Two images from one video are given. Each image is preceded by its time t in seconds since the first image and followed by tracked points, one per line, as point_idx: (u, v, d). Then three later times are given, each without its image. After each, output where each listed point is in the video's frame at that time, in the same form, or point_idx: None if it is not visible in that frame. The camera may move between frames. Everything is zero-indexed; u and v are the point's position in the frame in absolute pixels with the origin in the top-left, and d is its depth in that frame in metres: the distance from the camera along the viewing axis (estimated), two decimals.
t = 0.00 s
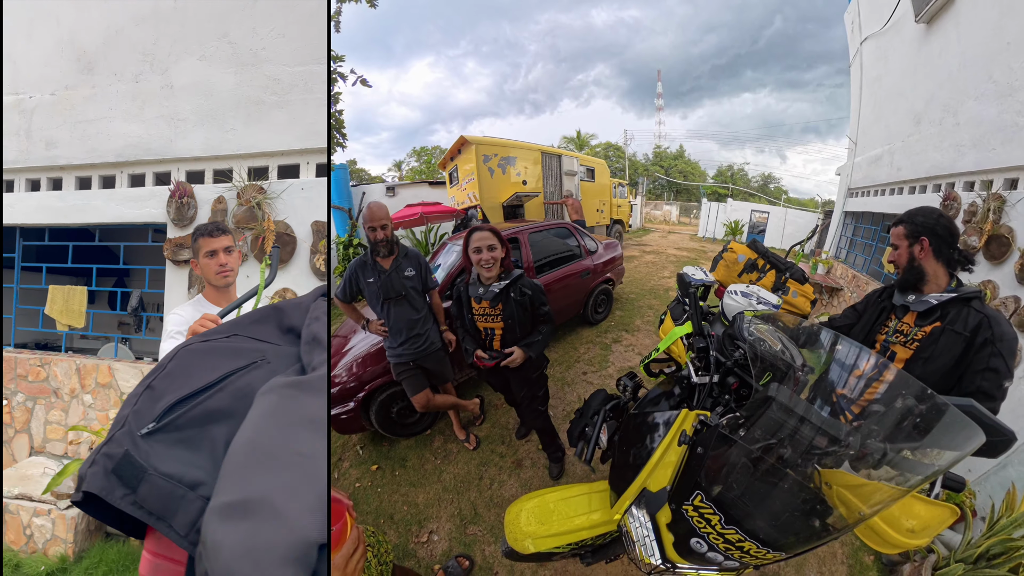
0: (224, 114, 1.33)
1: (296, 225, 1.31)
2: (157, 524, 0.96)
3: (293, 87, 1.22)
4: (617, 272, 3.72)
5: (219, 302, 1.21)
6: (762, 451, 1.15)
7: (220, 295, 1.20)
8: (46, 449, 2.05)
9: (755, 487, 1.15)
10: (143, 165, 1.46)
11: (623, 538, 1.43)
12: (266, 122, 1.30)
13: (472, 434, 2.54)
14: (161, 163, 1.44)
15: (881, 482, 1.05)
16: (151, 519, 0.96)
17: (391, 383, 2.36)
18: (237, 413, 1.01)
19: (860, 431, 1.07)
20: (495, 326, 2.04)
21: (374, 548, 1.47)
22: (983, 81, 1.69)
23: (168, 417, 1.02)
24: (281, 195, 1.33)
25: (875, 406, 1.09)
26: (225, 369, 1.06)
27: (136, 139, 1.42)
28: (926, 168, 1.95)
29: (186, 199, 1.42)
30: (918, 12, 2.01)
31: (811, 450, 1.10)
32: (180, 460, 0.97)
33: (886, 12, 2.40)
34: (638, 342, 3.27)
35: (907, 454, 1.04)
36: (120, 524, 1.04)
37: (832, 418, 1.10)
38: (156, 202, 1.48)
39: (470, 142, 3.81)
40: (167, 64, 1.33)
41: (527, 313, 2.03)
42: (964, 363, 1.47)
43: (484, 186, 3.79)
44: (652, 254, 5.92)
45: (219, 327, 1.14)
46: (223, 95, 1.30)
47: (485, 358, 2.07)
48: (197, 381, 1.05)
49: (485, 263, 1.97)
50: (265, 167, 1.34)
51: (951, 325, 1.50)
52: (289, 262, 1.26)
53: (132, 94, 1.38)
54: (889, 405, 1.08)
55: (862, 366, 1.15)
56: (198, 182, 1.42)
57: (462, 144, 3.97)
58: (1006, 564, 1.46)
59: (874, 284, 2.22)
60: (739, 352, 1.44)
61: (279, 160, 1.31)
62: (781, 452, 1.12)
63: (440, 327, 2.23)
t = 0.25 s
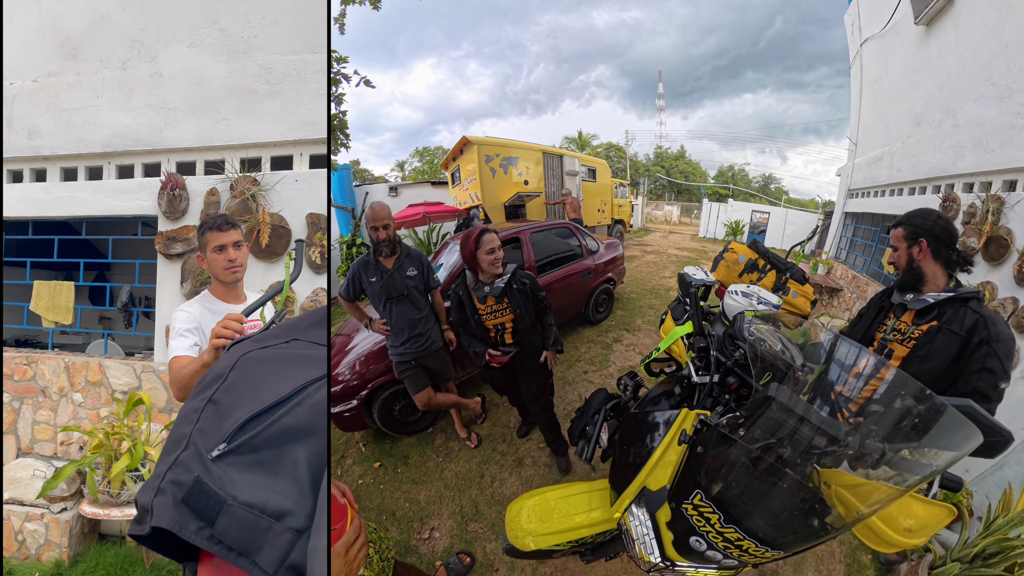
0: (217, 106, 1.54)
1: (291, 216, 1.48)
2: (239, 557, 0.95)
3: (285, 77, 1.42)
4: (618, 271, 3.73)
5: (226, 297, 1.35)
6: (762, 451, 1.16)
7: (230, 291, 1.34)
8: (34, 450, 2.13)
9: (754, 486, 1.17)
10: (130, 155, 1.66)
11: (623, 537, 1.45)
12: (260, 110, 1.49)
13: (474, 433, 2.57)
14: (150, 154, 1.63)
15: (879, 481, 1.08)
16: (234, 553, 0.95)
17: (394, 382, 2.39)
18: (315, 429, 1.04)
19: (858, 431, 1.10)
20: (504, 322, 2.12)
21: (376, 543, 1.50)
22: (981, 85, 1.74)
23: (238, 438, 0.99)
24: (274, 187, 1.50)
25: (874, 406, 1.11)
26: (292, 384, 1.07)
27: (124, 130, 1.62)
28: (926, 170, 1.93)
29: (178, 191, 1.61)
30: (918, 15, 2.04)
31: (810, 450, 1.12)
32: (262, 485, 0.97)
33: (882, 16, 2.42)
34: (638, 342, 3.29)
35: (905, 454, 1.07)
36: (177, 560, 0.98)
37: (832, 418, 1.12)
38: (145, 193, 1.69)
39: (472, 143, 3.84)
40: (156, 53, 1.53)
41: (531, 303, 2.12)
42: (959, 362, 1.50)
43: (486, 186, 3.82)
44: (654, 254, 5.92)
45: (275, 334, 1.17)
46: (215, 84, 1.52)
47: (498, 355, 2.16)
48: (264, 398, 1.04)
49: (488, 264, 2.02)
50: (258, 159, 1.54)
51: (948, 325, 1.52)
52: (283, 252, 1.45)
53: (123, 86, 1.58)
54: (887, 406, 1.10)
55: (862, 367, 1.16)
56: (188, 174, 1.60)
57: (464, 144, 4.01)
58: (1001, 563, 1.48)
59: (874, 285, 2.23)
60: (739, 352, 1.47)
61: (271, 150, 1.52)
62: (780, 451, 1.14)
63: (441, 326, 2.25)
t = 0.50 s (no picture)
0: (189, 88, 1.48)
1: (262, 208, 1.48)
2: None
3: (260, 63, 1.38)
4: (619, 271, 3.75)
5: (197, 290, 1.29)
6: (761, 450, 1.15)
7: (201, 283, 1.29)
8: None
9: (753, 485, 1.15)
10: (98, 138, 1.60)
11: (623, 534, 1.45)
12: (232, 98, 1.48)
13: (475, 431, 2.60)
14: (118, 137, 1.59)
15: (878, 481, 1.06)
16: None
17: (396, 380, 2.42)
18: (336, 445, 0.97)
19: (857, 431, 1.08)
20: (512, 316, 2.27)
21: (378, 539, 1.52)
22: (979, 87, 1.74)
23: (252, 458, 0.91)
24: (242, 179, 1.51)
25: (871, 407, 1.09)
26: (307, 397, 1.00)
27: (95, 111, 1.56)
28: (926, 171, 2.02)
29: (148, 177, 1.56)
30: (919, 16, 2.09)
31: (809, 450, 1.10)
32: (283, 515, 0.89)
33: (884, 15, 2.56)
34: (639, 342, 3.31)
35: (904, 454, 1.04)
36: None
37: (830, 418, 1.11)
38: (113, 178, 1.62)
39: (474, 143, 3.88)
40: (126, 31, 1.44)
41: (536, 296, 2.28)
42: (952, 359, 1.49)
43: (488, 186, 3.85)
44: (655, 254, 5.93)
45: (280, 339, 1.12)
46: (188, 68, 1.45)
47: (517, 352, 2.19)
48: (280, 412, 0.97)
49: (496, 261, 2.09)
50: (229, 147, 1.54)
51: (941, 321, 1.53)
52: (254, 245, 1.43)
53: (90, 64, 1.50)
54: (886, 406, 1.08)
55: (862, 368, 1.16)
56: (157, 160, 1.55)
57: (467, 144, 4.04)
58: (997, 562, 1.49)
59: (874, 286, 2.24)
60: (739, 352, 1.48)
61: (243, 139, 1.52)
62: (779, 451, 1.13)
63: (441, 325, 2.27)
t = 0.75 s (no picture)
0: (165, 77, 1.21)
1: (240, 206, 1.23)
2: None
3: (239, 55, 1.19)
4: (620, 271, 3.76)
5: (162, 292, 1.08)
6: (760, 450, 1.14)
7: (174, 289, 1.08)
8: None
9: (753, 484, 1.14)
10: (65, 126, 1.23)
11: (622, 533, 1.43)
12: (209, 91, 1.25)
13: (477, 429, 2.63)
14: (89, 127, 1.26)
15: (876, 481, 1.05)
16: None
17: (400, 377, 2.46)
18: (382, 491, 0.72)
19: (855, 431, 1.06)
20: (525, 312, 2.30)
21: (380, 536, 1.54)
22: (978, 88, 1.77)
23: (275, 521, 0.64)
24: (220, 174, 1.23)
25: (869, 407, 1.07)
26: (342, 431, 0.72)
27: (66, 100, 1.20)
28: (926, 172, 2.07)
29: (121, 170, 1.25)
30: (918, 18, 2.15)
31: (808, 449, 1.09)
32: None
33: (884, 17, 2.65)
34: (640, 341, 3.31)
35: (903, 455, 1.02)
36: None
37: (830, 418, 1.09)
38: (83, 169, 1.29)
39: (477, 143, 3.90)
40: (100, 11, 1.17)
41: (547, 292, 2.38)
42: (946, 355, 1.51)
43: (490, 186, 3.88)
44: (656, 254, 5.93)
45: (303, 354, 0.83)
46: (162, 57, 1.20)
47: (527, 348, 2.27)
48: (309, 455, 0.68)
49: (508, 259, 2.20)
50: (207, 142, 1.27)
51: (936, 318, 1.55)
52: (232, 245, 1.22)
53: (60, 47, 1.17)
54: (885, 406, 1.06)
55: (860, 369, 1.13)
56: (130, 153, 1.26)
57: (469, 145, 4.06)
58: (992, 561, 1.48)
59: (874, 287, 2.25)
60: (739, 352, 1.49)
61: (221, 134, 1.27)
62: (779, 450, 1.12)
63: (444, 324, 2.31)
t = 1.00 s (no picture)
0: (155, 75, 1.17)
1: (232, 212, 1.20)
2: None
3: (233, 54, 1.20)
4: (621, 271, 3.78)
5: (135, 303, 0.95)
6: (760, 449, 1.10)
7: (144, 304, 0.96)
8: None
9: (751, 484, 1.11)
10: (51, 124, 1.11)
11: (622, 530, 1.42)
12: (201, 90, 1.21)
13: (478, 427, 2.66)
14: (75, 125, 1.16)
15: (874, 481, 1.04)
16: None
17: (402, 375, 2.49)
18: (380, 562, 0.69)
19: (854, 431, 1.05)
20: (546, 306, 2.35)
21: (383, 531, 1.56)
22: (977, 90, 1.79)
23: None
24: (211, 177, 1.18)
25: (869, 407, 1.05)
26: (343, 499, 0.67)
27: (49, 95, 1.10)
28: (926, 174, 2.11)
29: (107, 170, 1.12)
30: (916, 21, 2.18)
31: (806, 449, 1.06)
32: None
33: (884, 19, 2.66)
34: (640, 341, 3.33)
35: (900, 454, 1.02)
36: None
37: (829, 419, 1.07)
38: (67, 170, 1.11)
39: (479, 144, 3.93)
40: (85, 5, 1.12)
41: (569, 286, 2.45)
42: (942, 355, 1.51)
43: (493, 186, 3.91)
44: (657, 254, 5.93)
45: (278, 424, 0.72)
46: (154, 54, 1.16)
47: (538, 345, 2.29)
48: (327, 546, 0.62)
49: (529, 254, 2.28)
50: (198, 144, 1.21)
51: (933, 318, 1.56)
52: (224, 253, 1.17)
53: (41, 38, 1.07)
54: (884, 406, 1.05)
55: (859, 369, 1.11)
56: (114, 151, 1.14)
57: (471, 146, 4.09)
58: (987, 561, 1.49)
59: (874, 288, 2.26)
60: (739, 352, 1.47)
61: (213, 136, 1.22)
62: (778, 450, 1.09)
63: (447, 323, 2.33)
